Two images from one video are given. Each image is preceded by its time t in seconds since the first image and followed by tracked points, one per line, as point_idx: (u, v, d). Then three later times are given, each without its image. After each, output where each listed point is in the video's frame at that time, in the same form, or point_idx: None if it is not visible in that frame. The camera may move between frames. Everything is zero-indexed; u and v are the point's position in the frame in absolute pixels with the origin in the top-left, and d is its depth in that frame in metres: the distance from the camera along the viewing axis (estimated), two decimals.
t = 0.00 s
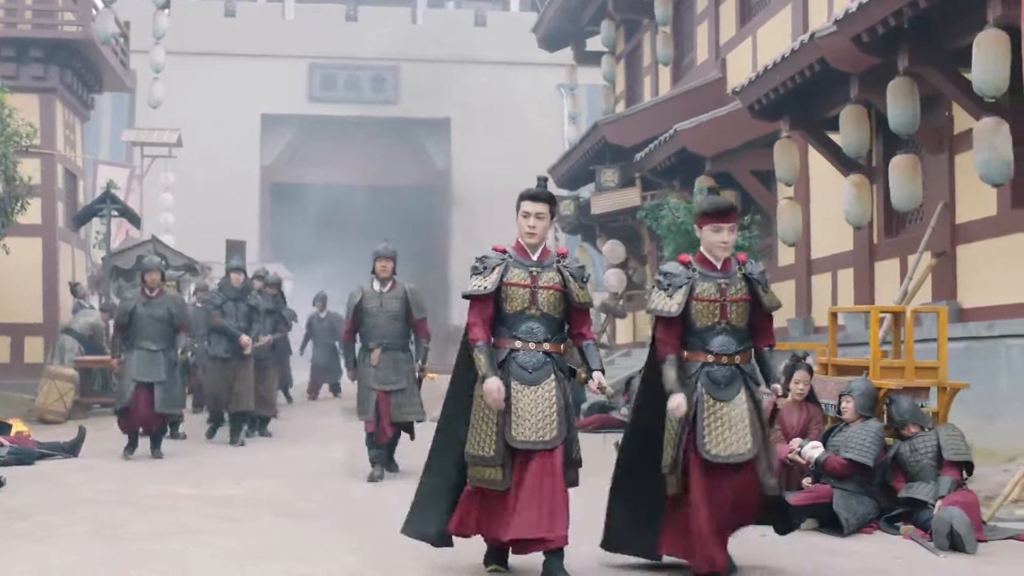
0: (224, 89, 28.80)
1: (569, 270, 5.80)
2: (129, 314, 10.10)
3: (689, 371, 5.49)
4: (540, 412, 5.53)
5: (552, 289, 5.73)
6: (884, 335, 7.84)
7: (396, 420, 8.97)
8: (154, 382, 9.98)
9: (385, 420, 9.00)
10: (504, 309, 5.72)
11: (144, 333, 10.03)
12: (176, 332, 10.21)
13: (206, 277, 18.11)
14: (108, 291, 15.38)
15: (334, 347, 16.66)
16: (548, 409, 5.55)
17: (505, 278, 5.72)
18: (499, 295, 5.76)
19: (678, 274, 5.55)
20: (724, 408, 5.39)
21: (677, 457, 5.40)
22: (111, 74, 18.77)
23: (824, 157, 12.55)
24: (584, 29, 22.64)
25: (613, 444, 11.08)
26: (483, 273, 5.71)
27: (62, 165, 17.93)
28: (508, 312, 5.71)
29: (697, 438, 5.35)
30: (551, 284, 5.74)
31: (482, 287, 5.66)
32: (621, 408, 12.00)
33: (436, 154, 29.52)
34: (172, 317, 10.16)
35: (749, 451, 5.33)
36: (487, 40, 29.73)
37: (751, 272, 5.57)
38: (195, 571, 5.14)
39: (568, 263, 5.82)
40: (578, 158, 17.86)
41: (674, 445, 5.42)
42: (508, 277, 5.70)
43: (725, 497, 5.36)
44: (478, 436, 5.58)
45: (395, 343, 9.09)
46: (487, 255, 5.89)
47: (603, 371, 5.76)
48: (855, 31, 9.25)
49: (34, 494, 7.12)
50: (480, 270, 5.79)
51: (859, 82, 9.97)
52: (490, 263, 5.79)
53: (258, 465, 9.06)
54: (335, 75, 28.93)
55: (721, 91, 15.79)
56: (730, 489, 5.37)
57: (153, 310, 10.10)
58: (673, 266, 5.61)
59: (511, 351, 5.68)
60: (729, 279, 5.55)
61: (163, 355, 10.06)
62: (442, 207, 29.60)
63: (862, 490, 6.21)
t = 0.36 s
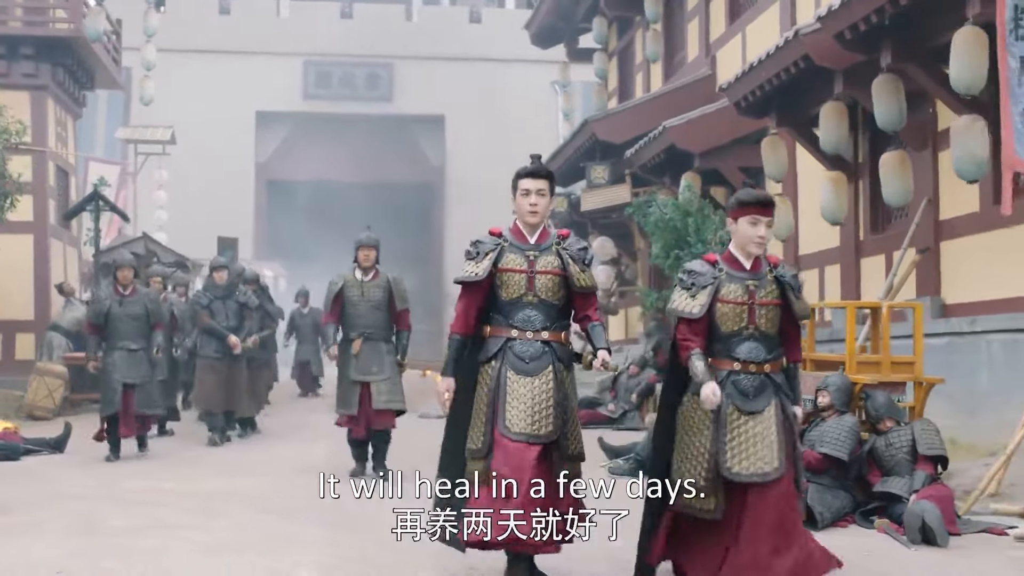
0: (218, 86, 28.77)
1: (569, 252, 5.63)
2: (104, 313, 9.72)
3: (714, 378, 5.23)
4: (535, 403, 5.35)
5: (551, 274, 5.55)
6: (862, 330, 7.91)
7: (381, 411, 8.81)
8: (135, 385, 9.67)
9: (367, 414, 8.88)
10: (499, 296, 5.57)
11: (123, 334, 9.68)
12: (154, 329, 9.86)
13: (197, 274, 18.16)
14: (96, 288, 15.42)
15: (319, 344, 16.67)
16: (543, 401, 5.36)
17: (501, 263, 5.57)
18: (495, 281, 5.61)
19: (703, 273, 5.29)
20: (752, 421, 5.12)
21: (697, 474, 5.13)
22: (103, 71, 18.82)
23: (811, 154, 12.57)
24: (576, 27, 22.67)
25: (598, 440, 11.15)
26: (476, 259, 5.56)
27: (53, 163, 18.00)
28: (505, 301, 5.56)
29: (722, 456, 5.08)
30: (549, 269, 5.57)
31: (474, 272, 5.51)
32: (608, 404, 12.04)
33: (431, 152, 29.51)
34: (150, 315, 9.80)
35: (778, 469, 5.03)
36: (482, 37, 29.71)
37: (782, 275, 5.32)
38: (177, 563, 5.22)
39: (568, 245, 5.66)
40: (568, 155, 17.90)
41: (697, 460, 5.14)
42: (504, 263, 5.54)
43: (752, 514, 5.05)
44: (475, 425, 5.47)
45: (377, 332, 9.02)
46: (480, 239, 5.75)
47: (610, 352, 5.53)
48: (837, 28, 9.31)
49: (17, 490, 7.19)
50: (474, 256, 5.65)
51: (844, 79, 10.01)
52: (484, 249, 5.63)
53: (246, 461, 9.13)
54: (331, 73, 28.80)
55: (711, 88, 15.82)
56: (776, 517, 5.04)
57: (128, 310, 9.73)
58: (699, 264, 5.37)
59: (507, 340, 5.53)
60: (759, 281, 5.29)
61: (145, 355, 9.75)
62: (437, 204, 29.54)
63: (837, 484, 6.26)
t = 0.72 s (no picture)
0: (212, 85, 28.77)
1: (559, 250, 5.25)
2: (85, 309, 9.74)
3: (737, 377, 4.74)
4: (537, 413, 5.01)
5: (544, 275, 5.18)
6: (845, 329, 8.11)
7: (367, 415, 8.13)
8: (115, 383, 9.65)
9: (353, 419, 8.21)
10: (490, 299, 5.15)
11: (103, 332, 9.68)
12: (135, 328, 9.86)
13: (186, 272, 18.21)
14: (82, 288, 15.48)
15: (303, 342, 16.71)
16: (545, 408, 5.04)
17: (490, 266, 5.14)
18: (484, 284, 5.16)
19: (723, 259, 4.80)
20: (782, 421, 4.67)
21: (716, 482, 4.66)
22: (92, 70, 18.87)
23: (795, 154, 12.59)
24: (567, 25, 22.72)
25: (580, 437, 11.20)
26: (465, 264, 5.13)
27: (42, 161, 18.04)
28: (495, 305, 5.14)
29: (746, 457, 4.65)
30: (541, 269, 5.19)
31: (465, 277, 5.09)
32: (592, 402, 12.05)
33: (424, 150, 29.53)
34: (132, 314, 9.81)
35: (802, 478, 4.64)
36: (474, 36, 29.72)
37: (808, 261, 4.85)
38: (154, 559, 5.26)
39: (557, 243, 5.28)
40: (556, 152, 17.96)
41: (721, 461, 4.67)
42: (494, 264, 5.13)
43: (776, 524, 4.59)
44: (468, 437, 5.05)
45: (368, 333, 8.39)
46: (464, 240, 5.31)
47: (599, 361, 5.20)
48: (819, 27, 9.32)
49: None
50: (459, 259, 5.21)
51: (826, 78, 10.07)
52: (471, 250, 5.20)
53: (232, 460, 9.16)
54: (324, 71, 28.72)
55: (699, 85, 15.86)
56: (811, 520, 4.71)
57: (110, 308, 9.72)
58: (718, 250, 4.86)
59: (501, 346, 5.12)
60: (785, 268, 4.81)
61: (123, 354, 9.71)
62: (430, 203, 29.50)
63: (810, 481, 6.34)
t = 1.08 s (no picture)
0: (191, 87, 28.72)
1: (534, 249, 4.93)
2: (57, 309, 9.76)
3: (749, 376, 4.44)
4: (507, 419, 4.68)
5: (518, 273, 4.86)
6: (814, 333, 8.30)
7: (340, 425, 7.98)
8: (83, 385, 9.66)
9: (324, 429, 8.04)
10: (457, 299, 4.83)
11: (72, 331, 9.70)
12: (108, 331, 9.88)
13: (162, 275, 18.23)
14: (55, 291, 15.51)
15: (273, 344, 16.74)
16: (514, 417, 4.70)
17: (459, 263, 4.82)
18: (452, 280, 4.84)
19: (730, 244, 4.52)
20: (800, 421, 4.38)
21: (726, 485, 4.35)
22: (68, 73, 18.88)
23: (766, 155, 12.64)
24: (545, 27, 22.77)
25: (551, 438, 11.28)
26: (433, 259, 4.81)
27: (17, 164, 18.04)
28: (463, 304, 4.82)
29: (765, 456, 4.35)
30: (514, 268, 4.86)
31: (433, 274, 4.76)
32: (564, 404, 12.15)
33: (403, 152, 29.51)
34: (104, 315, 9.81)
35: (835, 475, 4.34)
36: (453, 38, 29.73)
37: (819, 246, 4.59)
38: (113, 560, 5.28)
39: (532, 240, 4.95)
40: (533, 155, 18.02)
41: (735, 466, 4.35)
42: (463, 261, 4.81)
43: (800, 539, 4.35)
44: (433, 452, 4.76)
45: (337, 337, 8.16)
46: (434, 233, 5.00)
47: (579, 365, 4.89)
48: (787, 29, 9.39)
49: None
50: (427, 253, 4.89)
51: (796, 80, 10.17)
52: (440, 245, 4.88)
53: (201, 463, 9.15)
54: (303, 73, 28.72)
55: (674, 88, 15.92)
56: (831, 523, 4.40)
57: (81, 307, 9.74)
58: (723, 237, 4.58)
59: (469, 349, 4.79)
60: (795, 253, 4.55)
61: (93, 355, 9.73)
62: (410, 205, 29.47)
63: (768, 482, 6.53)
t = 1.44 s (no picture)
0: (159, 89, 28.61)
1: (511, 238, 4.67)
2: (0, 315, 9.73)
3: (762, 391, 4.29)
4: (472, 416, 4.42)
5: (492, 265, 4.60)
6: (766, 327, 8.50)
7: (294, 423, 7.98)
8: (35, 392, 9.64)
9: (278, 426, 8.06)
10: (427, 291, 4.60)
11: (21, 336, 9.69)
12: (55, 332, 9.88)
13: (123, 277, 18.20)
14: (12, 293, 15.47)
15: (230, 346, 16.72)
16: (482, 415, 4.43)
17: (426, 252, 4.59)
18: (420, 270, 4.62)
19: (743, 249, 4.38)
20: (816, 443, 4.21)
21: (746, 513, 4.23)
22: (30, 74, 18.83)
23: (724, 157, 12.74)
24: (512, 29, 22.82)
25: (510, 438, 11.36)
26: (399, 248, 4.56)
27: None
28: (431, 297, 4.59)
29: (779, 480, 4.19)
30: (489, 257, 4.61)
31: (398, 264, 4.52)
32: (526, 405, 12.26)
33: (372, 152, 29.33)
34: (49, 317, 9.81)
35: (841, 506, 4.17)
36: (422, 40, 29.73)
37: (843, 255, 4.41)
38: (62, 560, 5.32)
39: (510, 228, 4.69)
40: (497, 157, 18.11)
41: (751, 490, 4.22)
42: (430, 250, 4.59)
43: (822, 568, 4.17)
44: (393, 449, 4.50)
45: (289, 333, 8.16)
46: (403, 222, 4.75)
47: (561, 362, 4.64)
48: (742, 33, 9.49)
49: None
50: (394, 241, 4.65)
51: (751, 82, 10.26)
52: (408, 233, 4.64)
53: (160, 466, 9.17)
54: (271, 75, 28.68)
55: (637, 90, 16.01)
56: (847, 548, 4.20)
57: (28, 311, 9.74)
58: (739, 240, 4.45)
59: (436, 343, 4.57)
60: (817, 261, 4.35)
61: (44, 357, 9.75)
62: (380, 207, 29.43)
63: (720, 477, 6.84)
